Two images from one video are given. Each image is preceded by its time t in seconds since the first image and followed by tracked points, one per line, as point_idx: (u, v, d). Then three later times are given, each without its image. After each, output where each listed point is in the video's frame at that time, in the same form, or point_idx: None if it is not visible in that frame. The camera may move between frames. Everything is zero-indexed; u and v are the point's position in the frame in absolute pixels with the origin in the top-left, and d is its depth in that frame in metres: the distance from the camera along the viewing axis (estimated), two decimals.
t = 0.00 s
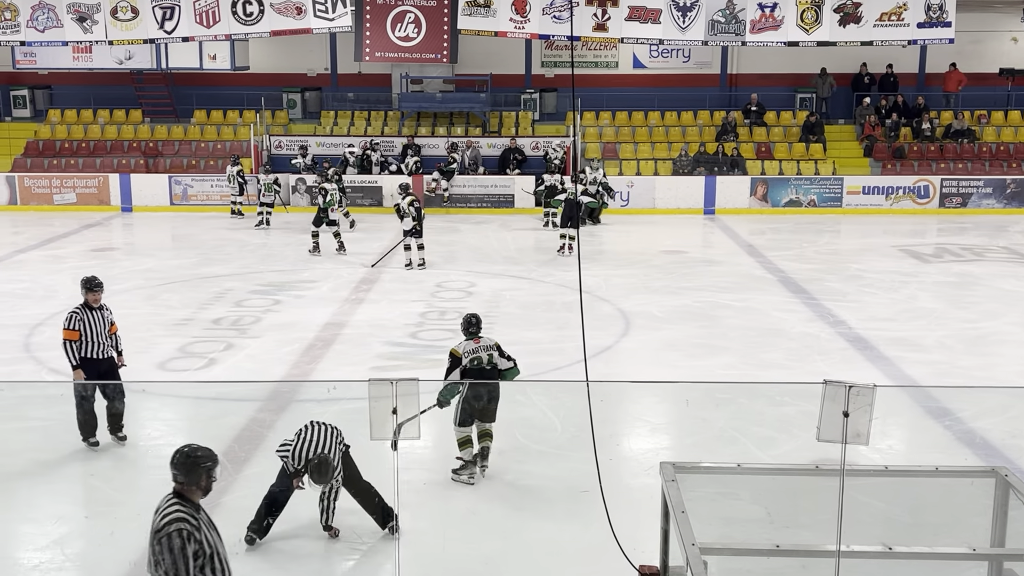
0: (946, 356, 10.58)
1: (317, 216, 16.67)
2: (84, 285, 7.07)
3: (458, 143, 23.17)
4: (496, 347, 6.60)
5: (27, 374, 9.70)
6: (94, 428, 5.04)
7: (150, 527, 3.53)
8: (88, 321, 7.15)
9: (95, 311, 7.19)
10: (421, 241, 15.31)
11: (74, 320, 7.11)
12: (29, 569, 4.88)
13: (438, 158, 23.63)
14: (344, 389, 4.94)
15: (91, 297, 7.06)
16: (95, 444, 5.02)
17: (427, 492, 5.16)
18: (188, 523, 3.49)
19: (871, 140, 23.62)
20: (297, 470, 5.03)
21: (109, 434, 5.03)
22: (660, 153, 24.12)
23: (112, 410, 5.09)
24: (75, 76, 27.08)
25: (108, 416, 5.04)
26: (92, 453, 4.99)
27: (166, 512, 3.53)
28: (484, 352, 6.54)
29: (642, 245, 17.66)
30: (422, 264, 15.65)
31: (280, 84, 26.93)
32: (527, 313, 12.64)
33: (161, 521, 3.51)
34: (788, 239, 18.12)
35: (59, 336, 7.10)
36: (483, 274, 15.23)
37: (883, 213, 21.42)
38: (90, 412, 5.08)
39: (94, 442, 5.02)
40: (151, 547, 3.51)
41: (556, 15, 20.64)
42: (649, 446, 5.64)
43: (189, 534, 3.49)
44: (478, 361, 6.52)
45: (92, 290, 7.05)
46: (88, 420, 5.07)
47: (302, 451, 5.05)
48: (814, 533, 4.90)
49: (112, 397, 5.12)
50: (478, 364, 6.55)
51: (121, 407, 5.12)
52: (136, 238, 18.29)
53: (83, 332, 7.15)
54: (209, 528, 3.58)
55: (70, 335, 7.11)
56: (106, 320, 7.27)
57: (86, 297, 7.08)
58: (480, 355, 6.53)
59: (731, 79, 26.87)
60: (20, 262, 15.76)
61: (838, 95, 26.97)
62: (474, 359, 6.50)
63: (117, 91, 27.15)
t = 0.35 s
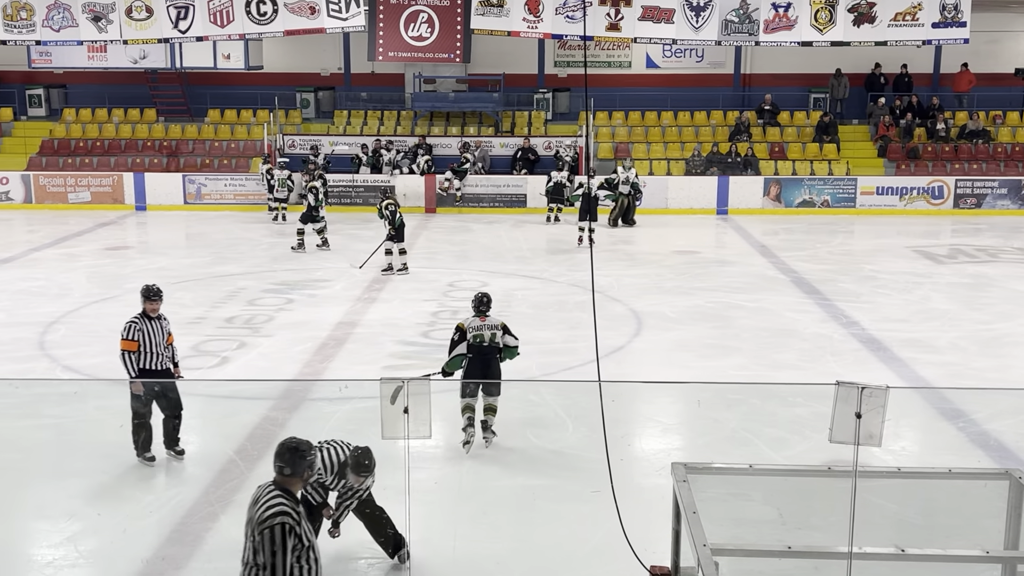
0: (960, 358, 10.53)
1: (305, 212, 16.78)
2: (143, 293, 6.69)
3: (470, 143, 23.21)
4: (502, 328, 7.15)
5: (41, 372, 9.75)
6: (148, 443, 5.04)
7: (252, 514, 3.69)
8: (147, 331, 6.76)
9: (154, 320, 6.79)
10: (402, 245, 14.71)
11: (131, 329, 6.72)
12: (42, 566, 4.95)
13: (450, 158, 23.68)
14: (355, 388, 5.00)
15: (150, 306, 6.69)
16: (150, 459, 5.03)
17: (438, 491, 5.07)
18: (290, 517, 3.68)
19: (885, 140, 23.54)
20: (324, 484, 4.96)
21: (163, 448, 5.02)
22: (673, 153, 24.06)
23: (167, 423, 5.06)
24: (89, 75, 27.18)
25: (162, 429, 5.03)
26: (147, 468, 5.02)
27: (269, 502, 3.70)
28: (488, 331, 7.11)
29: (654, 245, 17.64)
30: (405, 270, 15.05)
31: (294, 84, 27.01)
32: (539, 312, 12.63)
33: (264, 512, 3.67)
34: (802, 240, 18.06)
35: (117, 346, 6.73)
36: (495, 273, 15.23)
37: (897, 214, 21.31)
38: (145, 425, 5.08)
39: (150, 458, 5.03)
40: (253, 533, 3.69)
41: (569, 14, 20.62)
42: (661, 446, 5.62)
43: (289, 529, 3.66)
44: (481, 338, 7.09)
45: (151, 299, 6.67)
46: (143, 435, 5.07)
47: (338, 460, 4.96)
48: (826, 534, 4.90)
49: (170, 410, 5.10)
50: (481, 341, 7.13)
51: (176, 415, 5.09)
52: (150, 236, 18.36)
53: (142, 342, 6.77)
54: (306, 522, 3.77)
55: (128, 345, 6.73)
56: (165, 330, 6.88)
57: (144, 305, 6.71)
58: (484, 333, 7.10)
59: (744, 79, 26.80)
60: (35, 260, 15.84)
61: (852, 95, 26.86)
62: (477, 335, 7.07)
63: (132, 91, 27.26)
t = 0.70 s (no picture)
0: (983, 360, 10.43)
1: (294, 210, 16.87)
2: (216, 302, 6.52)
3: (490, 143, 23.26)
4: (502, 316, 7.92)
5: (63, 370, 9.82)
6: (218, 458, 5.04)
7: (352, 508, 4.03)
8: (222, 340, 6.51)
9: (229, 330, 6.55)
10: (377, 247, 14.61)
11: (206, 339, 6.46)
12: (64, 563, 4.95)
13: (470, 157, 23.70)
14: (374, 387, 4.92)
15: (223, 316, 6.49)
16: (222, 473, 5.04)
17: (455, 493, 5.06)
18: (387, 507, 4.03)
19: (908, 140, 23.38)
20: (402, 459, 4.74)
21: (234, 462, 5.00)
22: (694, 153, 24.01)
23: (238, 438, 5.00)
24: (112, 75, 27.37)
25: (232, 444, 4.99)
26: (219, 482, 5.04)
27: (367, 496, 4.02)
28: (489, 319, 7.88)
29: (675, 246, 17.58)
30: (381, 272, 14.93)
31: (315, 83, 27.12)
32: (558, 313, 12.61)
33: (363, 505, 4.01)
34: (823, 241, 17.94)
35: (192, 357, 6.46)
36: (515, 273, 15.21)
37: (920, 215, 21.14)
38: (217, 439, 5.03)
39: (220, 472, 5.04)
40: (353, 525, 4.05)
41: (589, 14, 20.59)
42: (680, 446, 5.61)
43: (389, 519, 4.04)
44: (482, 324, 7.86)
45: (225, 307, 6.48)
46: (212, 448, 5.04)
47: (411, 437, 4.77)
48: (846, 537, 4.86)
49: (242, 423, 5.06)
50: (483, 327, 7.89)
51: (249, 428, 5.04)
52: (171, 235, 18.48)
53: (217, 352, 6.50)
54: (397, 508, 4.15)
55: (203, 355, 6.46)
56: (239, 339, 6.63)
57: (217, 314, 6.50)
58: (485, 319, 7.86)
59: (766, 79, 26.69)
60: (58, 258, 15.96)
61: (875, 94, 26.68)
62: (478, 322, 7.85)
63: (154, 90, 27.43)
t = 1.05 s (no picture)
0: (1009, 363, 10.32)
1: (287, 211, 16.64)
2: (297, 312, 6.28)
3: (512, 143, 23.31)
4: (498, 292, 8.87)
5: (88, 367, 9.90)
6: (296, 473, 5.00)
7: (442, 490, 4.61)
8: (303, 350, 6.22)
9: (310, 338, 6.30)
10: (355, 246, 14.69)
11: (286, 348, 6.19)
12: (87, 558, 5.00)
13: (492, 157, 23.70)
14: (394, 387, 4.91)
15: (305, 325, 6.26)
16: (302, 489, 5.01)
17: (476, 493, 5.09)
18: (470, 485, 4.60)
19: (933, 140, 23.17)
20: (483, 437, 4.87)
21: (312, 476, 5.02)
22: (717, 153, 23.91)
23: (317, 450, 4.97)
24: (138, 74, 27.59)
25: (311, 456, 4.96)
26: (299, 497, 5.01)
27: (453, 479, 4.64)
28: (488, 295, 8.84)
29: (697, 246, 17.49)
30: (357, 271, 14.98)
31: (338, 82, 27.21)
32: (579, 313, 12.59)
33: (451, 487, 4.61)
34: (847, 242, 17.81)
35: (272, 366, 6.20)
36: (536, 273, 15.19)
37: (946, 216, 20.93)
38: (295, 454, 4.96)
39: (301, 488, 5.02)
40: (444, 508, 4.61)
41: (612, 14, 20.54)
42: (700, 448, 5.62)
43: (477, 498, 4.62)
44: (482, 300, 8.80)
45: (307, 315, 6.25)
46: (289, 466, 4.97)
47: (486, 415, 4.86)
48: (869, 540, 4.84)
49: (318, 433, 4.97)
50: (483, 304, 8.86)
51: (329, 442, 4.98)
52: (195, 233, 18.60)
53: (298, 362, 6.23)
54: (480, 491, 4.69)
55: (283, 364, 6.18)
56: (320, 350, 6.36)
57: (299, 322, 6.27)
58: (485, 297, 8.84)
59: (790, 79, 26.57)
60: (84, 256, 16.11)
61: (901, 95, 26.46)
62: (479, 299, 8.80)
63: (179, 89, 27.62)
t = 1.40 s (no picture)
0: None
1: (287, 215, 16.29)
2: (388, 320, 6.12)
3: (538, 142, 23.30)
4: (514, 282, 9.49)
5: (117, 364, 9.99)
6: (382, 491, 5.10)
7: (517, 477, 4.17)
8: (391, 360, 6.07)
9: (398, 348, 6.12)
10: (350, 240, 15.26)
11: (374, 357, 6.02)
12: (116, 554, 5.00)
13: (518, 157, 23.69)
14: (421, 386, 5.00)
15: (395, 333, 6.09)
16: (387, 506, 5.11)
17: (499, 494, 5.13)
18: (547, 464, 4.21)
19: (965, 141, 22.91)
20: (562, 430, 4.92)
21: (398, 493, 5.11)
22: (744, 153, 23.78)
23: (400, 468, 5.09)
24: (168, 73, 27.83)
25: (396, 476, 5.08)
26: (384, 515, 5.10)
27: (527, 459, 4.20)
28: (502, 283, 9.46)
29: (724, 247, 17.40)
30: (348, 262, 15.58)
31: (365, 82, 27.30)
32: (606, 313, 12.57)
33: (529, 468, 4.18)
34: (876, 243, 17.64)
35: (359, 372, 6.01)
36: (563, 273, 15.18)
37: (977, 218, 20.68)
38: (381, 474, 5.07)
39: (386, 505, 5.11)
40: (523, 490, 4.18)
41: (641, 13, 20.43)
42: (727, 449, 5.56)
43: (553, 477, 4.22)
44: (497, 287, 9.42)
45: (397, 324, 6.08)
46: (377, 485, 5.09)
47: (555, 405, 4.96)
48: (896, 543, 4.78)
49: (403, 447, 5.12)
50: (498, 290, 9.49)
51: (411, 458, 5.14)
52: (224, 232, 18.73)
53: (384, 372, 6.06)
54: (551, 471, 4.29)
55: (369, 372, 6.01)
56: (408, 361, 6.19)
57: (389, 331, 6.10)
58: (500, 284, 9.45)
59: (818, 79, 26.38)
60: (113, 254, 16.26)
61: (931, 95, 26.18)
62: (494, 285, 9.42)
63: (208, 88, 27.83)
